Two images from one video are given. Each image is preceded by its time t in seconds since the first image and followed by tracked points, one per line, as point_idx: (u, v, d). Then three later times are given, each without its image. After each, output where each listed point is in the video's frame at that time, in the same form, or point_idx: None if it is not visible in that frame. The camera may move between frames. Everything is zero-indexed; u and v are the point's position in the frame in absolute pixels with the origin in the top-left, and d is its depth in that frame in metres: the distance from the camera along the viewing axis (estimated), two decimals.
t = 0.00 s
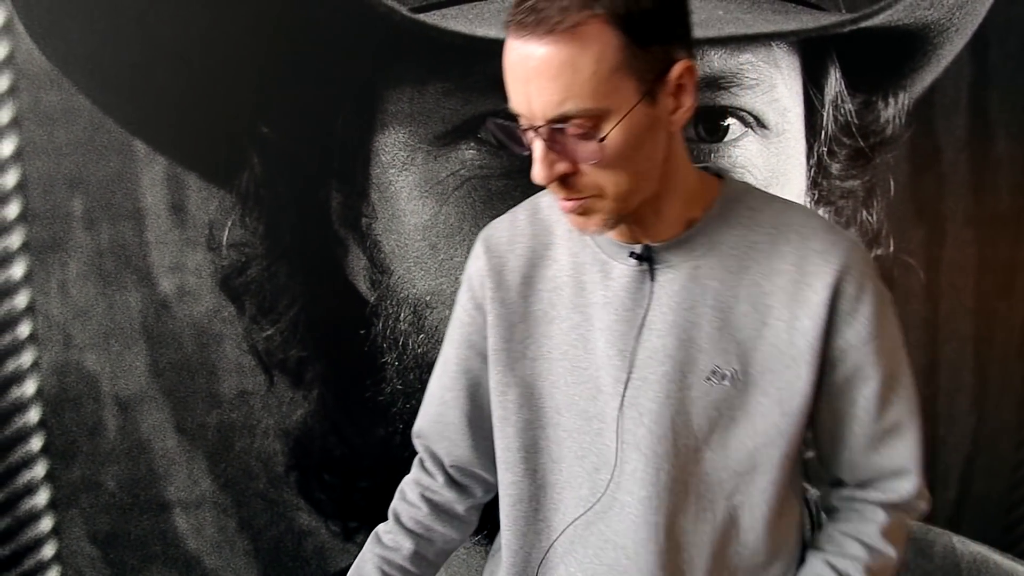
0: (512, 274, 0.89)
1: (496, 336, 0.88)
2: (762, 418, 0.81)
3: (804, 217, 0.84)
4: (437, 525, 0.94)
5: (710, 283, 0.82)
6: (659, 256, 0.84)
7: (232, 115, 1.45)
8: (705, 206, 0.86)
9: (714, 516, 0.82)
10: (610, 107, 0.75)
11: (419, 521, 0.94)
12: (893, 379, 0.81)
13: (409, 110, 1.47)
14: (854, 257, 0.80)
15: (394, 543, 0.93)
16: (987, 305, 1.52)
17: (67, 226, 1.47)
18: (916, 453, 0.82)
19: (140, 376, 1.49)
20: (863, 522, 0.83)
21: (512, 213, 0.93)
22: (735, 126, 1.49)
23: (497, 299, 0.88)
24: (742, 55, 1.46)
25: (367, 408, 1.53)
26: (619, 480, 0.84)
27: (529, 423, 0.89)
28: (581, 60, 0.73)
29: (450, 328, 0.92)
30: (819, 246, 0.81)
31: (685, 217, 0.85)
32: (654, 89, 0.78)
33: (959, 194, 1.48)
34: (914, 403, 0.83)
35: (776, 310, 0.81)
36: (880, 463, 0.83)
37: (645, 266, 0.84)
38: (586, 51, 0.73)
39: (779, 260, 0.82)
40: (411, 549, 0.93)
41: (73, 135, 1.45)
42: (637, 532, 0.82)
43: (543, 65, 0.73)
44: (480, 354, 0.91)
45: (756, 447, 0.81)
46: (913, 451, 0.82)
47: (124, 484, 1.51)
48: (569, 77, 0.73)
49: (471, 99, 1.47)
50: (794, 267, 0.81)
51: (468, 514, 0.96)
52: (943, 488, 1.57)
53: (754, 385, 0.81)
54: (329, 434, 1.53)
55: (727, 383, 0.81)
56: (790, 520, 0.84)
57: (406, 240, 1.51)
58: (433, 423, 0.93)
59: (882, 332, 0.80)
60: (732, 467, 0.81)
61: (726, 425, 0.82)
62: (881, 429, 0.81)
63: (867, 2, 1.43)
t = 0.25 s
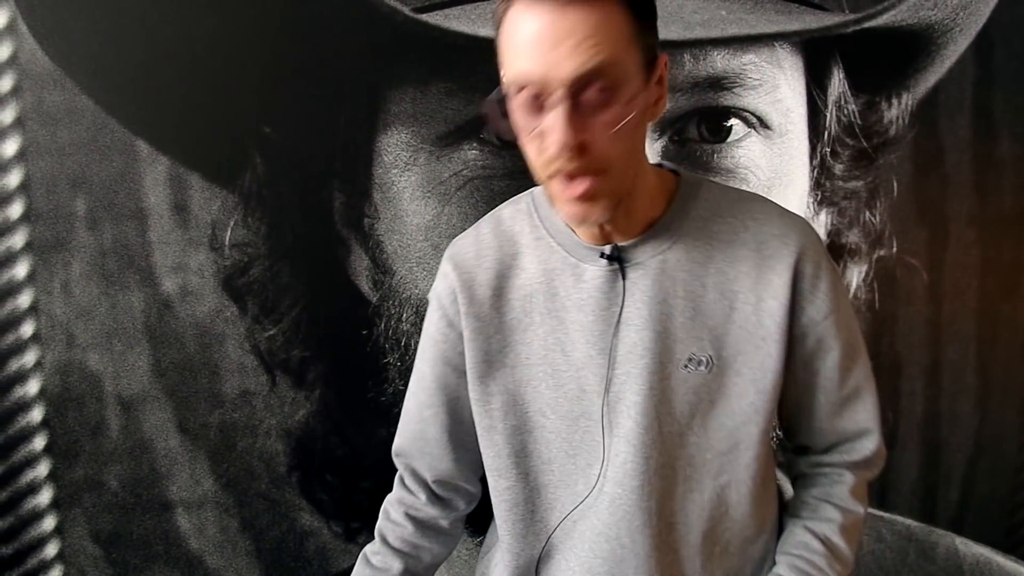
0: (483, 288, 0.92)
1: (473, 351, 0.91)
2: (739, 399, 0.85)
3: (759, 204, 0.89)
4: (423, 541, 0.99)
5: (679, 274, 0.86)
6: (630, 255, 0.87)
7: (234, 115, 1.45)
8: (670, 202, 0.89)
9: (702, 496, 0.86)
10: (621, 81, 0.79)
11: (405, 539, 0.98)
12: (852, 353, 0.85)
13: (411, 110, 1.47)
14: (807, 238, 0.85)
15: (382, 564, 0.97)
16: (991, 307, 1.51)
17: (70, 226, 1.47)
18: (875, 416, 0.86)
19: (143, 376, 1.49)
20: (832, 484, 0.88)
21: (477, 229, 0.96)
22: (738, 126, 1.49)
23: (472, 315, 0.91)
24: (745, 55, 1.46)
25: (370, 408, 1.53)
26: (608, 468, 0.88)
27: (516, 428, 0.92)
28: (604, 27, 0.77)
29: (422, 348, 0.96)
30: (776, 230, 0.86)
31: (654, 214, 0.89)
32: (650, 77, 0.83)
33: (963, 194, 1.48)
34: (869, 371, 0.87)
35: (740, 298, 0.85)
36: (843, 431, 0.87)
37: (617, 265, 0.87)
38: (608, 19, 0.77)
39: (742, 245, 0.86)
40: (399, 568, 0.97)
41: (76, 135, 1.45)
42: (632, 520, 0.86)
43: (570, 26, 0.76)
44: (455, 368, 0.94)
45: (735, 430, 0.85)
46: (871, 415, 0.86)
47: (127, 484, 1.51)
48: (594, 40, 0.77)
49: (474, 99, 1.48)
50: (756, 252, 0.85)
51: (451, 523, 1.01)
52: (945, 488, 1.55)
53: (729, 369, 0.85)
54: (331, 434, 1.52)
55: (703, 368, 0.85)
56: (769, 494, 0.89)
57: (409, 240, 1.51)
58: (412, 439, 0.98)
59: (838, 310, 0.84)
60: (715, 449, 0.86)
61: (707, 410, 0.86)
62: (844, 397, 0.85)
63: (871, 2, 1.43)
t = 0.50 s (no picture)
0: (480, 293, 0.91)
1: (473, 356, 0.91)
2: (743, 391, 0.86)
3: (745, 200, 0.90)
4: (416, 557, 1.00)
5: (680, 269, 0.87)
6: (630, 252, 0.87)
7: (234, 114, 1.45)
8: (667, 196, 0.91)
9: (709, 487, 0.87)
10: (641, 44, 0.84)
11: (398, 556, 0.99)
12: (835, 350, 0.87)
13: (412, 110, 1.47)
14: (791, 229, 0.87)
15: None
16: (993, 309, 1.49)
17: (70, 225, 1.47)
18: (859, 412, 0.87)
19: (142, 376, 1.48)
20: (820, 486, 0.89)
21: (469, 238, 0.95)
22: (739, 127, 1.49)
23: (471, 320, 0.90)
24: (747, 56, 1.46)
25: (369, 409, 1.52)
26: (618, 466, 0.87)
27: (519, 432, 0.91)
28: None
29: (415, 357, 0.96)
30: (762, 225, 0.87)
31: (653, 204, 0.90)
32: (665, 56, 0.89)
33: (965, 196, 1.47)
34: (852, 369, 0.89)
35: (738, 291, 0.86)
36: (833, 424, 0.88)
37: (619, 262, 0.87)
38: None
39: (732, 240, 0.87)
40: None
41: (76, 134, 1.45)
42: (645, 518, 0.85)
43: None
44: (452, 375, 0.94)
45: (739, 420, 0.86)
46: (855, 412, 0.87)
47: (125, 484, 1.50)
48: None
49: (475, 100, 1.48)
50: (748, 245, 0.86)
51: (440, 541, 1.01)
52: (946, 491, 1.52)
53: (731, 361, 0.86)
54: (330, 435, 1.51)
55: (706, 362, 0.86)
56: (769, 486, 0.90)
57: (409, 240, 1.51)
58: (407, 453, 0.98)
59: (824, 302, 0.86)
60: (719, 441, 0.86)
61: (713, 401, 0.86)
62: (828, 392, 0.87)
63: (873, 4, 1.43)
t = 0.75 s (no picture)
0: (496, 304, 0.93)
1: (490, 366, 0.94)
2: (765, 389, 0.89)
3: (760, 195, 0.94)
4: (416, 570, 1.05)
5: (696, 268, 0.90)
6: (645, 253, 0.90)
7: (232, 112, 1.44)
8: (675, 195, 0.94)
9: (730, 483, 0.91)
10: (626, 34, 0.86)
11: (397, 569, 1.04)
12: (845, 352, 0.90)
13: (411, 108, 1.46)
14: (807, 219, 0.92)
15: None
16: (990, 310, 1.49)
17: (65, 223, 1.46)
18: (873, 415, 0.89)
19: (138, 375, 1.47)
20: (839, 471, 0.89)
21: (476, 246, 0.98)
22: (739, 127, 1.49)
23: (486, 330, 0.93)
24: (747, 56, 1.45)
25: (367, 409, 1.52)
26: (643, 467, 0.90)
27: (539, 440, 0.94)
28: None
29: (424, 368, 1.00)
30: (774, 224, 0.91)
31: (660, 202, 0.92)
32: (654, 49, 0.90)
33: (964, 197, 1.47)
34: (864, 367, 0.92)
35: (755, 287, 0.90)
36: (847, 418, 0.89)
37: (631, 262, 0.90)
38: None
39: (744, 240, 0.91)
40: None
41: (72, 132, 1.44)
42: (671, 517, 0.89)
43: None
44: (463, 388, 0.97)
45: (761, 416, 0.90)
46: (869, 412, 0.89)
47: (121, 484, 1.49)
48: None
49: (474, 98, 1.47)
50: (761, 241, 0.91)
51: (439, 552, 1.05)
52: (943, 493, 1.52)
53: (751, 357, 0.90)
54: (327, 435, 1.50)
55: (724, 361, 0.89)
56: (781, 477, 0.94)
57: (407, 240, 1.50)
58: (411, 467, 1.02)
59: (837, 297, 0.89)
60: (740, 436, 0.90)
61: (733, 399, 0.90)
62: (841, 390, 0.89)
63: (874, 4, 1.43)
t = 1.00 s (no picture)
0: (480, 311, 0.86)
1: (481, 375, 0.87)
2: (759, 383, 0.81)
3: (740, 179, 0.85)
4: None
5: (679, 261, 0.81)
6: (625, 250, 0.82)
7: (235, 109, 1.43)
8: (657, 189, 0.85)
9: (731, 478, 0.82)
10: (586, 49, 0.76)
11: None
12: (853, 317, 0.81)
13: (414, 106, 1.45)
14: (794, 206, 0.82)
15: None
16: (989, 310, 1.49)
17: (66, 221, 1.44)
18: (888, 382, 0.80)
19: (139, 374, 1.46)
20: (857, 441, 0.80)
21: (463, 255, 0.90)
22: (742, 126, 1.49)
23: (474, 341, 0.86)
24: (749, 56, 1.46)
25: (370, 408, 1.50)
26: (632, 468, 0.82)
27: (536, 446, 0.86)
28: None
29: (417, 381, 0.92)
30: (761, 199, 0.83)
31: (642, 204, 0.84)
32: (620, 51, 0.80)
33: (964, 197, 1.47)
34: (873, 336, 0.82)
35: (741, 277, 0.81)
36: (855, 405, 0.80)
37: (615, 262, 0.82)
38: None
39: (728, 219, 0.82)
40: None
41: (73, 129, 1.43)
42: (665, 519, 0.80)
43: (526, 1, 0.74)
44: (455, 400, 0.90)
45: (757, 411, 0.81)
46: (885, 381, 0.80)
47: (122, 484, 1.48)
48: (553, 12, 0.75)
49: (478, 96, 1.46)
50: (744, 227, 0.82)
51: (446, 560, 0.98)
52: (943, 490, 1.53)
53: (742, 351, 0.81)
54: (330, 434, 1.49)
55: (716, 355, 0.80)
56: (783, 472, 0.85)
57: (410, 238, 1.49)
58: (411, 477, 0.95)
59: (835, 276, 0.80)
60: (736, 432, 0.82)
61: (728, 391, 0.81)
62: (851, 365, 0.80)
63: (875, 4, 1.43)
